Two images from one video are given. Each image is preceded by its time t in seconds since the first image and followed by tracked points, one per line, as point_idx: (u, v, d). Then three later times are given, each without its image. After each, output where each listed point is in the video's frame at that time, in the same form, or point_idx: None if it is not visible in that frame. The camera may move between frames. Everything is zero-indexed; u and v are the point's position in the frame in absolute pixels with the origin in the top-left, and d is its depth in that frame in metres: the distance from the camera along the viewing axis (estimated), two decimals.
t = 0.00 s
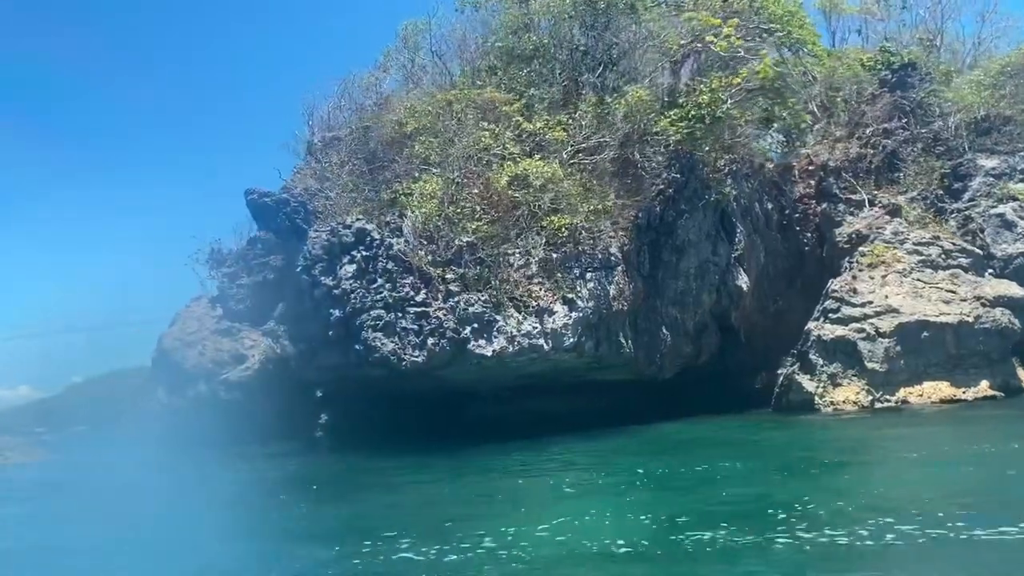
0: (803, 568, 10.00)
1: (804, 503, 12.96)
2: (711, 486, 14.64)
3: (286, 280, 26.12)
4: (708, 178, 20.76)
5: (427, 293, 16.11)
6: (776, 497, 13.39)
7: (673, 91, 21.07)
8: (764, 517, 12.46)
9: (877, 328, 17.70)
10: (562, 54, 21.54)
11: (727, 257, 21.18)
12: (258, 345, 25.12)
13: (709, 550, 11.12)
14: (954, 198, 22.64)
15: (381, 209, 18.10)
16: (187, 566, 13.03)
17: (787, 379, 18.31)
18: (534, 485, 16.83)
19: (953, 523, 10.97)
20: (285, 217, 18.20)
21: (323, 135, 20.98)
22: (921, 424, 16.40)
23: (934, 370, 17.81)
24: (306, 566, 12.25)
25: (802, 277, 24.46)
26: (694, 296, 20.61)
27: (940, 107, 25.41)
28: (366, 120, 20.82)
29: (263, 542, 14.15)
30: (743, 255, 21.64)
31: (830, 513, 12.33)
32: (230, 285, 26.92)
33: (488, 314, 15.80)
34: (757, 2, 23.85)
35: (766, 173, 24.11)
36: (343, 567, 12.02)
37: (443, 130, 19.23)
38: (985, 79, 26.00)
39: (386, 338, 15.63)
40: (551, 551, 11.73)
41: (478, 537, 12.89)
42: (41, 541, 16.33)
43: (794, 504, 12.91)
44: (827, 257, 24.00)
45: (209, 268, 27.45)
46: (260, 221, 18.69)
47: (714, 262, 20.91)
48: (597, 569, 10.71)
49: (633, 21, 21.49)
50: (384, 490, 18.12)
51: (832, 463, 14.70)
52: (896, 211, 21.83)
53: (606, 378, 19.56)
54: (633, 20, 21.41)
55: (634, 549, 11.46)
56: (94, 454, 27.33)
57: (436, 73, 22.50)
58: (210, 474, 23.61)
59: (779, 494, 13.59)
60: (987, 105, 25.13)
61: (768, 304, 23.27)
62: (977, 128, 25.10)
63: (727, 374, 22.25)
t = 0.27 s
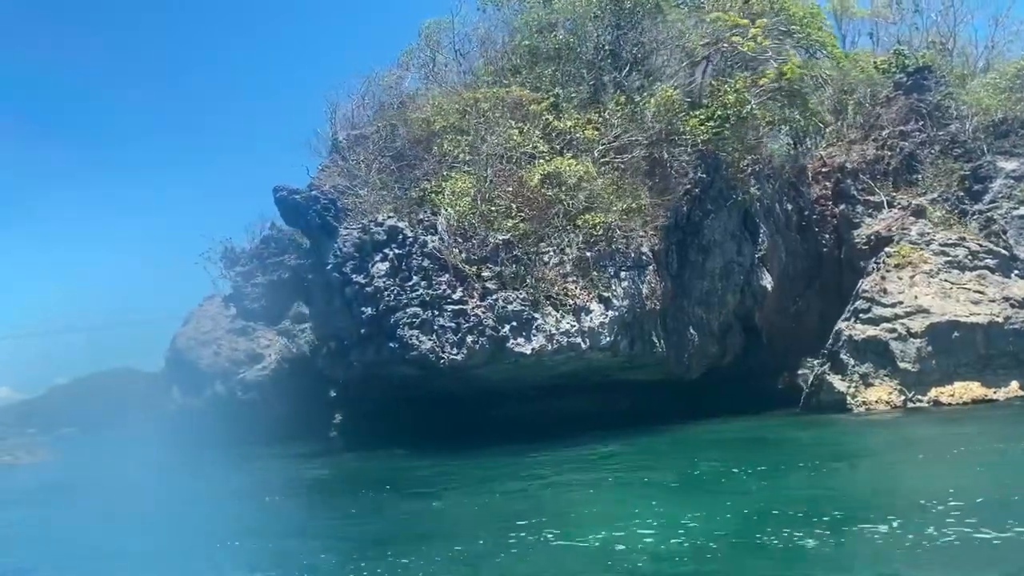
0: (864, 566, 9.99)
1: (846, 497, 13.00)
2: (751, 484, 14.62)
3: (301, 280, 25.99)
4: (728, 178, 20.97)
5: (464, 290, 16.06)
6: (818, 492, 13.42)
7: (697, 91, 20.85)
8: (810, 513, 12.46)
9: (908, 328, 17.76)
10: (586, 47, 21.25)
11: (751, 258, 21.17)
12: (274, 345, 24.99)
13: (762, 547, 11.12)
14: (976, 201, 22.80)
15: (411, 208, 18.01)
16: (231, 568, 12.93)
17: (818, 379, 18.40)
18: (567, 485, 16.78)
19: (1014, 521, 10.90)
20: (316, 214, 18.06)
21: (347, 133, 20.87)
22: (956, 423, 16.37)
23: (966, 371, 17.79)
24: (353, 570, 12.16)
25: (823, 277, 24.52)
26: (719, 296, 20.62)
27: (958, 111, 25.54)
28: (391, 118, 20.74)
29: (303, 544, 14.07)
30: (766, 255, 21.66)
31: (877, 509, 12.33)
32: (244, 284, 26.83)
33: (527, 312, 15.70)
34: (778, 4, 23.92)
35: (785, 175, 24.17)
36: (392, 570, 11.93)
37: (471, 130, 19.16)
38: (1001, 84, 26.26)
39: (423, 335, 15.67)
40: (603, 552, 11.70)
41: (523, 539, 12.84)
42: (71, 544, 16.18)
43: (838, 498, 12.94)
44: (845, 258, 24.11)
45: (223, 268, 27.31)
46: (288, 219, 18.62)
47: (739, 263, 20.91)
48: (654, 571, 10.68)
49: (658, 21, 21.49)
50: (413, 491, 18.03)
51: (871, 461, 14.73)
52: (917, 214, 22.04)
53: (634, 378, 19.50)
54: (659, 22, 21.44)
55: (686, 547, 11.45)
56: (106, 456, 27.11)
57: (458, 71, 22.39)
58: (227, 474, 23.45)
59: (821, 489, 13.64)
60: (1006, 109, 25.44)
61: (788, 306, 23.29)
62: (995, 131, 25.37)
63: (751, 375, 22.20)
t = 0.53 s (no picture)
0: (929, 549, 9.96)
1: (892, 488, 13.00)
2: (792, 479, 14.60)
3: (316, 278, 25.76)
4: (757, 178, 21.01)
5: (501, 288, 15.98)
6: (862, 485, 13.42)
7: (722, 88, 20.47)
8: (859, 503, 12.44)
9: (940, 329, 17.81)
10: (611, 49, 21.28)
11: (776, 258, 21.17)
12: (290, 343, 24.96)
13: (818, 534, 11.09)
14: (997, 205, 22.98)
15: (442, 206, 18.00)
16: (276, 566, 12.80)
17: (848, 379, 18.47)
18: (601, 482, 16.73)
19: None
20: (346, 211, 17.96)
21: (373, 132, 20.78)
22: (991, 422, 16.41)
23: (997, 371, 17.84)
24: (404, 565, 12.05)
25: (841, 278, 24.56)
26: (745, 296, 20.65)
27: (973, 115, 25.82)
28: (419, 116, 20.68)
29: (344, 541, 13.95)
30: (789, 255, 21.63)
31: (928, 494, 12.27)
32: (260, 282, 26.67)
33: (567, 310, 15.65)
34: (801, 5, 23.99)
35: (807, 176, 24.25)
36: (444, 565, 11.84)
37: (502, 128, 19.13)
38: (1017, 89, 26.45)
39: (461, 334, 15.58)
40: (658, 545, 11.63)
41: (571, 534, 12.77)
42: (104, 545, 16.03)
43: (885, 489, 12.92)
44: (864, 259, 24.15)
45: (237, 267, 27.17)
46: (317, 216, 18.50)
47: (764, 263, 20.91)
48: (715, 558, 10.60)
49: (684, 21, 21.41)
50: (443, 489, 17.93)
51: (911, 456, 14.75)
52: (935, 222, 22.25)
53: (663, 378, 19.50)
54: (688, 22, 21.42)
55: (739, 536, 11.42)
56: (119, 457, 26.88)
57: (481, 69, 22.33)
58: (246, 474, 23.28)
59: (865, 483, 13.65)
60: None
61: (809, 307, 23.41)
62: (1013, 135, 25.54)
63: (774, 375, 22.27)
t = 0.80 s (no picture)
0: (1012, 564, 10.01)
1: (944, 495, 13.07)
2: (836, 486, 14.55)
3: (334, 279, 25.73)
4: (784, 179, 21.08)
5: (540, 287, 16.10)
6: (912, 496, 13.51)
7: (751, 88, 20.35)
8: (915, 516, 12.50)
9: (972, 330, 17.85)
10: (637, 49, 21.28)
11: (801, 258, 21.10)
12: (308, 344, 24.80)
13: (886, 543, 11.07)
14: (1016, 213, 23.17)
15: (475, 205, 17.87)
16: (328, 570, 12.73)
17: (879, 380, 18.46)
18: (636, 486, 16.67)
19: None
20: (378, 210, 18.08)
21: (400, 129, 20.63)
22: None
23: None
24: (461, 570, 11.96)
25: (862, 280, 24.63)
26: (771, 297, 20.64)
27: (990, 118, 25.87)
28: (447, 115, 20.57)
29: (390, 544, 13.86)
30: (814, 256, 21.56)
31: (984, 509, 12.42)
32: (276, 281, 26.45)
33: (607, 309, 15.67)
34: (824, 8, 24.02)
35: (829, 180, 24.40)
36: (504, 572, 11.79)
37: (533, 129, 19.08)
38: None
39: (501, 332, 15.76)
40: (714, 554, 11.60)
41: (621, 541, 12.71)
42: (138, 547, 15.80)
43: (938, 501, 13.03)
44: (884, 261, 24.20)
45: (252, 266, 26.82)
46: (352, 215, 18.77)
47: (790, 263, 20.85)
48: (788, 568, 10.56)
49: (712, 21, 21.27)
50: (475, 490, 17.85)
51: (955, 463, 14.75)
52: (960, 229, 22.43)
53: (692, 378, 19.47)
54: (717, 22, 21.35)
55: (807, 550, 11.40)
56: (130, 458, 26.57)
57: (506, 68, 22.26)
58: (266, 476, 23.10)
59: (913, 493, 13.69)
60: None
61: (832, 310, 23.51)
62: None
63: (798, 377, 22.30)
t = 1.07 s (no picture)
0: None
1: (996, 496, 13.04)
2: (881, 487, 14.52)
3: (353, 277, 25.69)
4: (812, 178, 21.06)
5: (580, 285, 16.06)
6: (962, 498, 13.51)
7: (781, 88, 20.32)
8: (971, 518, 12.50)
9: (1007, 330, 17.87)
10: (666, 47, 21.24)
11: (829, 259, 21.16)
12: (328, 342, 24.57)
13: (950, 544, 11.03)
14: None
15: (510, 202, 17.74)
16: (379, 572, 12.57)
17: (912, 380, 18.47)
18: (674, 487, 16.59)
19: None
20: (412, 207, 17.87)
21: (429, 127, 20.50)
22: None
23: None
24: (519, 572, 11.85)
25: (882, 283, 24.70)
26: (800, 297, 20.61)
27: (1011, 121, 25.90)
28: (476, 114, 20.46)
29: (436, 545, 13.70)
30: (841, 256, 21.52)
31: None
32: (294, 281, 26.28)
33: (650, 308, 15.61)
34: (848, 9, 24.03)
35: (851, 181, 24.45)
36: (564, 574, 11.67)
37: (566, 128, 18.98)
38: None
39: (541, 330, 15.72)
40: (775, 556, 11.51)
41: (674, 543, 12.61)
42: (172, 546, 15.60)
43: (990, 504, 13.02)
44: (903, 264, 24.32)
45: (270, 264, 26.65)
46: (383, 211, 18.64)
47: (818, 263, 20.90)
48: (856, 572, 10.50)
49: (742, 21, 21.26)
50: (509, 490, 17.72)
51: (1000, 463, 14.71)
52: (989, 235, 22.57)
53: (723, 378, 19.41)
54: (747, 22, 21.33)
55: (871, 553, 11.36)
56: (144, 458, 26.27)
57: (533, 67, 22.18)
58: (287, 476, 22.89)
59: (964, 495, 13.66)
60: None
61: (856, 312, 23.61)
62: None
63: (822, 378, 22.30)
